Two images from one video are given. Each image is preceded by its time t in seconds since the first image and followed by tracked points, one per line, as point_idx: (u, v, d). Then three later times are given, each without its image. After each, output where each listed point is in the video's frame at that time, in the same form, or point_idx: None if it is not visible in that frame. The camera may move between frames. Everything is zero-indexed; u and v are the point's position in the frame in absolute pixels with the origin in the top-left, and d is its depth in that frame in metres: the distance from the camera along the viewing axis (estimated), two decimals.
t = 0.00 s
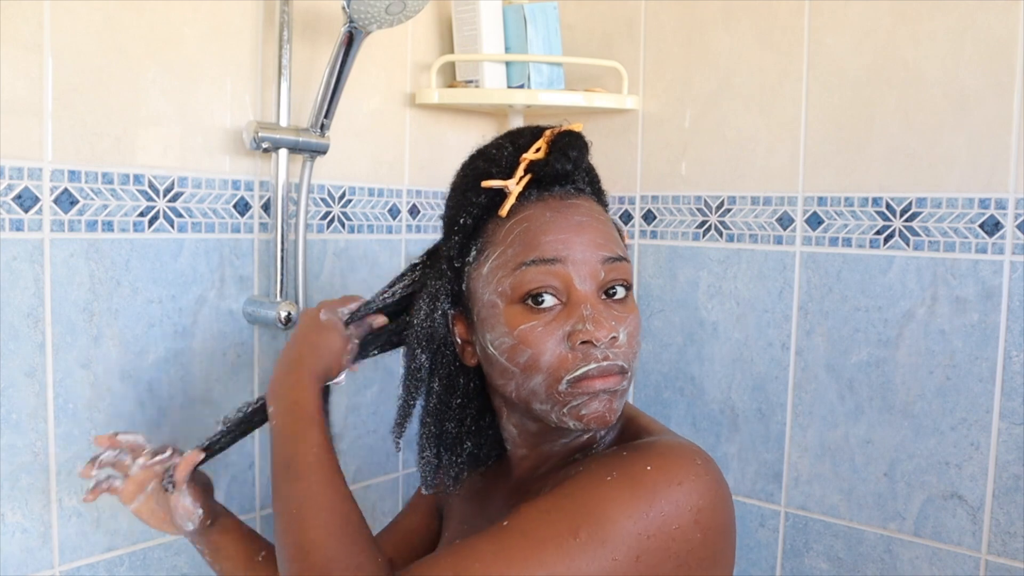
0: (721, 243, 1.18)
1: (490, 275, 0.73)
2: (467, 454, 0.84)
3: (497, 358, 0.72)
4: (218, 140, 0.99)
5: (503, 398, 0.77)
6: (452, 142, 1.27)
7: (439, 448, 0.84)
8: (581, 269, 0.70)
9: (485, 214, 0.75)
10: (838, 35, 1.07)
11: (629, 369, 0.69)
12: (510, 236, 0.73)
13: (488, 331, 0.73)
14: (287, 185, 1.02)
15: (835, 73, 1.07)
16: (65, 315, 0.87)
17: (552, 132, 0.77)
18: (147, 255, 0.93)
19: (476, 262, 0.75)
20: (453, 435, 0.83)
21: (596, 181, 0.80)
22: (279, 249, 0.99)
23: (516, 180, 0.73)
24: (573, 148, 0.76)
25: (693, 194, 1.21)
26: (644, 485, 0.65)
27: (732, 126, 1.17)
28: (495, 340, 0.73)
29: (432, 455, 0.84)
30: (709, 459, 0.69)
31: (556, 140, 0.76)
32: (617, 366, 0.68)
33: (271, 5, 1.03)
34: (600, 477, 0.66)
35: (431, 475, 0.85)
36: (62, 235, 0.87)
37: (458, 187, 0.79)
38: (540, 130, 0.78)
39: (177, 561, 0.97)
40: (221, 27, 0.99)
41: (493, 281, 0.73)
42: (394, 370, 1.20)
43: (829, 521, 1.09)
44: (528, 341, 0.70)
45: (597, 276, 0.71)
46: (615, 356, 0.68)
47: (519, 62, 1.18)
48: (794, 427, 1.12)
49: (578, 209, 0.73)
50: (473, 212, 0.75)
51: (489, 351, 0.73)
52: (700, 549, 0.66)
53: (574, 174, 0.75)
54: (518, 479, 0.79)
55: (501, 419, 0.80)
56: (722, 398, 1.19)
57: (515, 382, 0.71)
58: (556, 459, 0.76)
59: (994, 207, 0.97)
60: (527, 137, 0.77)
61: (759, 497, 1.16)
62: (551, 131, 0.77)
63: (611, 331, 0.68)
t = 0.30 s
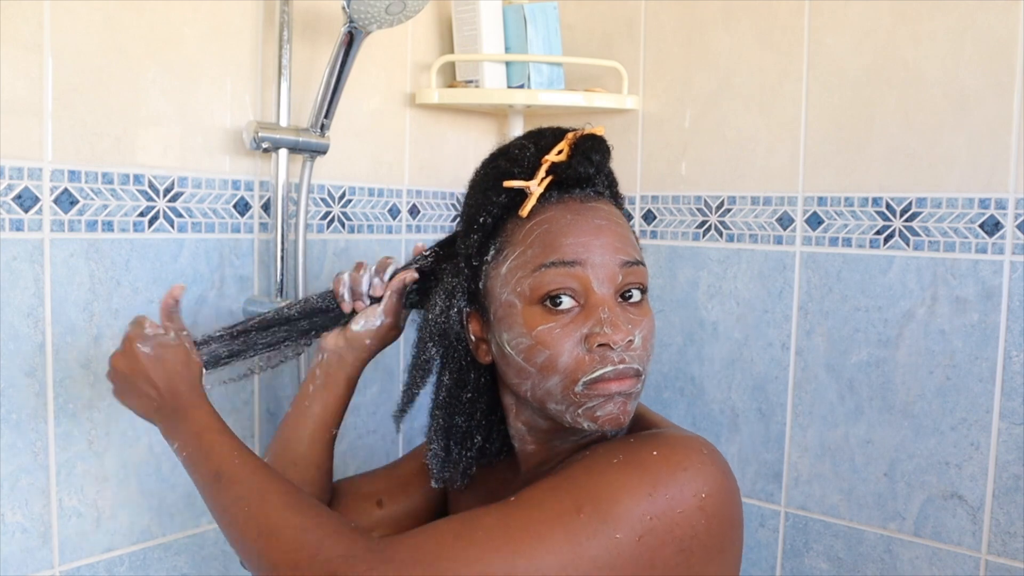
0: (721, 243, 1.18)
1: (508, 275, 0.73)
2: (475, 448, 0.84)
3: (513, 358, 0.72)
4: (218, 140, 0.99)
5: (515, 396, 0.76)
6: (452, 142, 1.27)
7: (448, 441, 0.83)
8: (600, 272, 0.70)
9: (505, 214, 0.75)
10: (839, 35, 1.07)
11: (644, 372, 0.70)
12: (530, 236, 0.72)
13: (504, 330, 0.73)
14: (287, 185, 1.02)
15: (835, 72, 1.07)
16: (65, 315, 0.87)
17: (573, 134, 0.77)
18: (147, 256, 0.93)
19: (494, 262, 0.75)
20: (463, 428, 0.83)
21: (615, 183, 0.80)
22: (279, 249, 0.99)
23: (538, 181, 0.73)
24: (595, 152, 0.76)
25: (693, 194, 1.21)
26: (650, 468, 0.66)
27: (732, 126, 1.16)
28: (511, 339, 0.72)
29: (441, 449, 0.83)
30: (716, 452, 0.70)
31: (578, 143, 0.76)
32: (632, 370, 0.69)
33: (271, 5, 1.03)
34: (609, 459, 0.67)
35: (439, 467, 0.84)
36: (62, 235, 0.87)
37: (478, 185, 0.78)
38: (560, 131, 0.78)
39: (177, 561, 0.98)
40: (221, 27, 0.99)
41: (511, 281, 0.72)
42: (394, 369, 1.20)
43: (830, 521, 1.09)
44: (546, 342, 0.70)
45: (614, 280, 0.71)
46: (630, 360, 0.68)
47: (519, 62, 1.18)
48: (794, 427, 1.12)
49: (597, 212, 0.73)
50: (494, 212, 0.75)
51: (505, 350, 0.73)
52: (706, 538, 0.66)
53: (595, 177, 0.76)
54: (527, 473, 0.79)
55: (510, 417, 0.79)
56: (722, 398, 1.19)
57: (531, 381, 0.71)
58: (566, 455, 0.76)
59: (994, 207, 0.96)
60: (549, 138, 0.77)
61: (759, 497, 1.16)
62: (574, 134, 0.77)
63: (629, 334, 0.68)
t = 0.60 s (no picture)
0: (721, 243, 1.18)
1: (514, 273, 0.73)
2: (481, 449, 0.84)
3: (518, 356, 0.72)
4: (219, 140, 0.99)
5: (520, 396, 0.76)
6: (451, 142, 1.27)
7: (455, 441, 0.83)
8: (606, 271, 0.70)
9: (512, 212, 0.75)
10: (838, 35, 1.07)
11: (649, 373, 0.69)
12: (537, 234, 0.72)
13: (510, 328, 0.73)
14: (287, 185, 1.02)
15: (835, 73, 1.07)
16: (65, 315, 0.87)
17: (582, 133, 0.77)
18: (147, 255, 0.93)
19: (501, 260, 0.75)
20: (468, 430, 0.83)
21: (624, 183, 0.80)
22: (278, 249, 0.99)
23: (546, 179, 0.73)
24: (603, 151, 0.76)
25: (693, 194, 1.21)
26: (661, 476, 0.66)
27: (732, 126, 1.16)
28: (516, 338, 0.72)
29: (448, 450, 0.83)
30: (722, 458, 0.70)
31: (587, 141, 0.76)
32: (638, 370, 0.68)
33: (271, 5, 1.03)
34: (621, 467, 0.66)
35: (443, 469, 0.84)
36: (62, 235, 0.87)
37: (486, 183, 0.79)
38: (570, 130, 0.78)
39: (177, 561, 0.98)
40: (221, 27, 0.99)
41: (517, 280, 0.73)
42: (394, 369, 1.20)
43: (830, 521, 1.09)
44: (551, 340, 0.70)
45: (621, 280, 0.71)
46: (635, 360, 0.68)
47: (519, 62, 1.18)
48: (794, 427, 1.12)
49: (605, 211, 0.73)
50: (501, 210, 0.75)
51: (510, 349, 0.73)
52: (712, 547, 0.66)
53: (603, 176, 0.76)
54: (529, 475, 0.79)
55: (515, 417, 0.79)
56: (722, 398, 1.19)
57: (535, 381, 0.71)
58: (569, 456, 0.76)
59: (994, 207, 0.97)
60: (558, 135, 0.77)
61: (759, 497, 1.16)
62: (583, 132, 0.77)
63: (634, 334, 0.68)
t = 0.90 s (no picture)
0: (721, 243, 1.18)
1: (507, 268, 0.73)
2: (476, 447, 0.84)
3: (511, 351, 0.72)
4: (219, 140, 0.99)
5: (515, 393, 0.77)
6: (451, 142, 1.27)
7: (451, 439, 0.84)
8: (597, 265, 0.70)
9: (504, 209, 0.76)
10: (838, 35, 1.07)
11: (641, 368, 0.69)
12: (530, 230, 0.73)
13: (503, 324, 0.73)
14: (287, 185, 1.02)
15: (835, 73, 1.07)
16: (65, 315, 0.87)
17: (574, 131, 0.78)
18: (147, 255, 0.93)
19: (494, 256, 0.75)
20: (464, 428, 0.83)
21: (617, 182, 0.81)
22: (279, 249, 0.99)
23: (537, 176, 0.74)
24: (594, 147, 0.76)
25: (693, 194, 1.21)
26: (666, 491, 0.65)
27: (732, 126, 1.16)
28: (509, 333, 0.72)
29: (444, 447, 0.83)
30: (722, 464, 0.70)
31: (578, 139, 0.77)
32: (629, 365, 0.68)
33: (271, 5, 1.03)
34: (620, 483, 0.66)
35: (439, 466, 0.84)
36: (62, 235, 0.86)
37: (480, 183, 0.80)
38: (562, 130, 0.79)
39: (177, 561, 0.97)
40: (221, 27, 0.99)
41: (510, 275, 0.73)
42: (394, 369, 1.20)
43: (830, 521, 1.09)
44: (542, 334, 0.70)
45: (614, 275, 0.70)
46: (627, 354, 0.68)
47: (519, 62, 1.18)
48: (794, 427, 1.12)
49: (598, 207, 0.73)
50: (494, 207, 0.76)
51: (503, 344, 0.73)
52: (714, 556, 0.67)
53: (594, 173, 0.76)
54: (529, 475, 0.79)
55: (512, 414, 0.79)
56: (722, 398, 1.19)
57: (527, 376, 0.71)
58: (569, 455, 0.76)
59: (994, 207, 0.97)
60: (549, 135, 0.78)
61: (759, 497, 1.16)
62: (574, 131, 0.78)
63: (625, 328, 0.68)
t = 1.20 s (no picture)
0: (721, 243, 1.18)
1: (529, 285, 0.72)
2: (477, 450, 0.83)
3: (531, 369, 0.72)
4: (219, 140, 0.99)
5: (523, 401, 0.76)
6: (452, 142, 1.27)
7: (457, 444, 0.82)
8: (624, 287, 0.70)
9: (523, 220, 0.74)
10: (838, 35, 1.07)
11: (660, 384, 0.70)
12: (553, 245, 0.72)
13: (523, 340, 0.72)
14: (287, 185, 1.02)
15: (835, 73, 1.07)
16: (64, 315, 0.87)
17: (598, 136, 0.77)
18: (147, 256, 0.93)
19: (513, 269, 0.74)
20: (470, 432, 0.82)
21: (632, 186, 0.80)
22: (279, 249, 0.99)
23: (560, 188, 0.73)
24: (620, 158, 0.76)
25: (693, 194, 1.21)
26: (679, 469, 0.69)
27: (732, 126, 1.16)
28: (530, 351, 0.72)
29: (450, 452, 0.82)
30: (730, 455, 0.74)
31: (602, 146, 0.75)
32: (652, 385, 0.69)
33: (271, 5, 1.03)
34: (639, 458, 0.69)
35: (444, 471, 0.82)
36: (62, 235, 0.87)
37: (492, 187, 0.77)
38: (582, 133, 0.77)
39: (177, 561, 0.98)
40: (220, 27, 0.99)
41: (532, 292, 0.72)
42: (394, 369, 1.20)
43: (830, 521, 1.09)
44: (568, 356, 0.69)
45: (637, 292, 0.71)
46: (651, 376, 0.68)
47: (519, 62, 1.18)
48: (794, 427, 1.12)
49: (621, 222, 0.73)
50: (512, 218, 0.74)
51: (522, 361, 0.72)
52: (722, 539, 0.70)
53: (618, 184, 0.76)
54: (528, 478, 0.79)
55: (515, 420, 0.79)
56: (722, 398, 1.19)
57: (549, 394, 0.71)
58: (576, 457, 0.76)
59: (994, 207, 0.97)
60: (571, 140, 0.76)
61: (759, 497, 1.16)
62: (597, 137, 0.76)
63: (651, 350, 0.68)
